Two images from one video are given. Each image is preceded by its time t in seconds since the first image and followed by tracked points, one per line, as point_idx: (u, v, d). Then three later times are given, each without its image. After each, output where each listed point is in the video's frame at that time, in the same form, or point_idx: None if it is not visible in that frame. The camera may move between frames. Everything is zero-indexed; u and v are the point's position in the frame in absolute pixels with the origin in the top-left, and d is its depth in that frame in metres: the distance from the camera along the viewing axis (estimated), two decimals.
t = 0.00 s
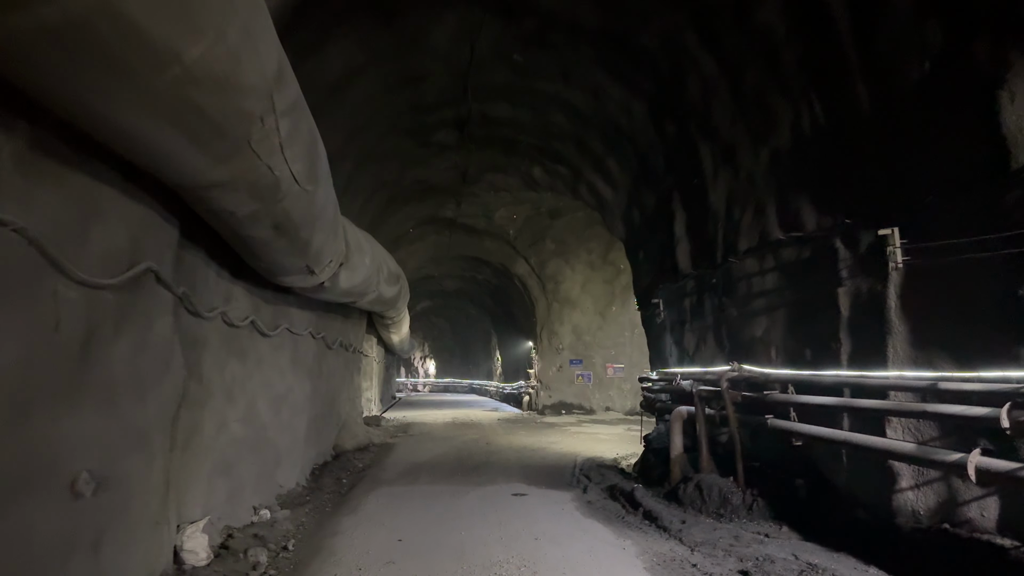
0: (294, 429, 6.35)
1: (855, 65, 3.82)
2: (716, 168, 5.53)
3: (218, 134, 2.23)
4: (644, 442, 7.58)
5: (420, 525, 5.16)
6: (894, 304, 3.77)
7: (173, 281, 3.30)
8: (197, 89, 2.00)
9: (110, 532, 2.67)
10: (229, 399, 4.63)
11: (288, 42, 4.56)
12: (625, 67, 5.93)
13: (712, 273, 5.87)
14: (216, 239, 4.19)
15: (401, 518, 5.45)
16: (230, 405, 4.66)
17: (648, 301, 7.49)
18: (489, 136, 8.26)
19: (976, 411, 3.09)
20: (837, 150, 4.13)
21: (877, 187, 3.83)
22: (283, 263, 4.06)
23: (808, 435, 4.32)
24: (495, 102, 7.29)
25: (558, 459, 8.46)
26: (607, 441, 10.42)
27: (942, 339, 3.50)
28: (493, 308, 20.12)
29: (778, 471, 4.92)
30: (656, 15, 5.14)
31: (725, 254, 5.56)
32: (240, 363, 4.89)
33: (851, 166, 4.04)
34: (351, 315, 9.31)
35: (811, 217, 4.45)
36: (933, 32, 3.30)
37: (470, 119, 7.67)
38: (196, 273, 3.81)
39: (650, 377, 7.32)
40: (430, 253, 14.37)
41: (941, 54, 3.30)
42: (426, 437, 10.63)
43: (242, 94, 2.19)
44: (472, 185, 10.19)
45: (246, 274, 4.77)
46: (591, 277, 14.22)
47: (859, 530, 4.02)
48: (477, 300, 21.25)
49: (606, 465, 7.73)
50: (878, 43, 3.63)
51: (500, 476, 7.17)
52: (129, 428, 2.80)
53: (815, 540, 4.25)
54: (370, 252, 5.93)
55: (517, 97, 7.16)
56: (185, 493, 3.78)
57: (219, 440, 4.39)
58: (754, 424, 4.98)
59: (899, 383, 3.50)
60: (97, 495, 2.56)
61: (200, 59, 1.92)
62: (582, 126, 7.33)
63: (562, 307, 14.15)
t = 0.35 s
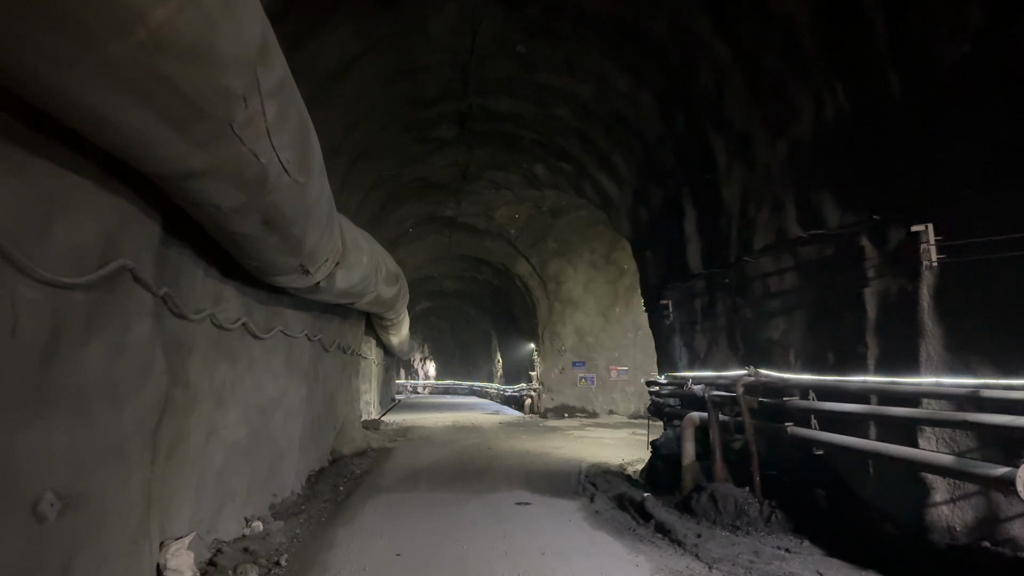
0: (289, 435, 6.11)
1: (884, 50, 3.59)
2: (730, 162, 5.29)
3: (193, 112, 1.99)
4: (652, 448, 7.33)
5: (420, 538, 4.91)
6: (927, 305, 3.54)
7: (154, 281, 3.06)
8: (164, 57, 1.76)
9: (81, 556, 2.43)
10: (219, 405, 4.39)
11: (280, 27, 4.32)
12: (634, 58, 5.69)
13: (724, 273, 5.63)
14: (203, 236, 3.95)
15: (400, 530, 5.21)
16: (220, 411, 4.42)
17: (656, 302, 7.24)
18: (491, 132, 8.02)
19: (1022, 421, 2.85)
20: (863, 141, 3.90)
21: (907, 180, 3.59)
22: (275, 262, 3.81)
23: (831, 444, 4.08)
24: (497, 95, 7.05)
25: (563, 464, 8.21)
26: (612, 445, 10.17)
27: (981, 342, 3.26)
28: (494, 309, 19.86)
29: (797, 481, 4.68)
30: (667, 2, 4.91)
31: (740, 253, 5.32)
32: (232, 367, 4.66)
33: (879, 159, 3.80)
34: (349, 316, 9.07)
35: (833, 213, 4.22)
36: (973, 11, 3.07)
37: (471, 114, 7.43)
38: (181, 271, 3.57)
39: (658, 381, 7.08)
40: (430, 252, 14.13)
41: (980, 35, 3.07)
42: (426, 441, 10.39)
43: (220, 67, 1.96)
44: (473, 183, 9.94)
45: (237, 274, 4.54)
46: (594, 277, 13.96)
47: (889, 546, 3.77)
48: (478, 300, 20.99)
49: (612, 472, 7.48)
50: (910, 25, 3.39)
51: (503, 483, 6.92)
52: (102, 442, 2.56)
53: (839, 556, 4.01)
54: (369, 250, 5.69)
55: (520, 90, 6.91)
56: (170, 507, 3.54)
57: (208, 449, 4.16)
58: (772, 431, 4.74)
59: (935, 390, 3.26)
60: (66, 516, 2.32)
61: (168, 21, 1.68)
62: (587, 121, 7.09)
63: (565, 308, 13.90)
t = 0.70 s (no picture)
0: (287, 435, 5.87)
1: (922, 22, 3.35)
2: (748, 150, 5.05)
3: (169, 58, 1.76)
4: (662, 449, 7.09)
5: (423, 543, 4.67)
6: (969, 296, 3.30)
7: (138, 267, 2.82)
8: None
9: (52, 567, 2.19)
10: (211, 403, 4.16)
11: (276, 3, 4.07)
12: (647, 41, 5.45)
13: (741, 266, 5.39)
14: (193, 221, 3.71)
15: (402, 535, 4.97)
16: (213, 410, 4.18)
17: (665, 298, 7.01)
18: (495, 122, 7.78)
19: None
20: (896, 122, 3.67)
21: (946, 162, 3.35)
22: (269, 250, 3.58)
23: (860, 444, 3.85)
24: (502, 83, 6.81)
25: (568, 465, 7.97)
26: (618, 446, 9.93)
27: None
28: (495, 308, 19.62)
29: (821, 483, 4.44)
30: None
31: (758, 244, 5.08)
32: (225, 363, 4.42)
33: (914, 138, 3.56)
34: (349, 313, 8.83)
35: (862, 200, 3.98)
36: None
37: (475, 104, 7.19)
38: (169, 259, 3.34)
39: (668, 380, 6.84)
40: (431, 249, 13.89)
41: None
42: (427, 441, 10.15)
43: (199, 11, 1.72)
44: (476, 177, 9.70)
45: (230, 264, 4.30)
46: (599, 275, 13.71)
47: (924, 553, 3.54)
48: (479, 299, 20.74)
49: (620, 473, 7.24)
50: None
51: (508, 485, 6.69)
52: (75, 441, 2.32)
53: (870, 564, 3.78)
54: (370, 243, 5.46)
55: (526, 78, 6.68)
56: (158, 511, 3.30)
57: (199, 450, 3.92)
58: (794, 430, 4.50)
59: (981, 385, 3.03)
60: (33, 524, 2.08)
61: None
62: (595, 111, 6.85)
63: (568, 306, 13.66)
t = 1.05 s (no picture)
0: (282, 434, 5.64)
1: None
2: (764, 134, 4.81)
3: None
4: (669, 449, 6.86)
5: (423, 549, 4.43)
6: (1010, 282, 3.06)
7: (111, 249, 2.59)
8: None
9: None
10: (198, 399, 3.92)
11: None
12: (658, 22, 5.21)
13: (755, 257, 5.15)
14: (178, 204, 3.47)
15: (401, 539, 4.73)
16: (200, 406, 3.94)
17: (674, 292, 6.77)
18: (497, 112, 7.54)
19: None
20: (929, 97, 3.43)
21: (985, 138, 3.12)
22: (259, 235, 3.34)
23: (889, 442, 3.61)
24: (505, 70, 6.57)
25: (572, 465, 7.73)
26: (623, 446, 9.70)
27: None
28: (496, 307, 19.37)
29: (844, 484, 4.20)
30: None
31: (774, 234, 4.84)
32: (214, 357, 4.19)
33: (948, 114, 3.33)
34: (347, 309, 8.59)
35: (889, 183, 3.75)
36: None
37: (476, 92, 6.95)
38: (149, 243, 3.10)
39: (677, 377, 6.61)
40: (431, 245, 13.64)
41: None
42: (426, 441, 9.91)
43: None
44: (477, 171, 9.45)
45: (219, 253, 4.06)
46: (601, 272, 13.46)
47: (959, 560, 3.30)
48: (479, 298, 20.49)
49: (627, 474, 7.01)
50: None
51: (511, 486, 6.45)
52: (35, 438, 2.08)
53: (898, 569, 3.55)
54: (368, 232, 5.22)
55: (530, 63, 6.43)
56: (138, 513, 3.07)
57: (184, 448, 3.69)
58: (814, 428, 4.27)
59: None
60: None
61: None
62: (601, 99, 6.61)
63: (571, 304, 13.42)
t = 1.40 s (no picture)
0: (279, 436, 5.40)
1: None
2: (785, 121, 4.58)
3: None
4: (681, 451, 6.60)
5: (427, 559, 4.17)
6: None
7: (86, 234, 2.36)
8: None
9: None
10: (188, 399, 3.68)
11: None
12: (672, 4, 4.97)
13: (775, 250, 4.91)
14: (164, 189, 3.23)
15: (404, 550, 4.44)
16: (189, 407, 3.71)
17: (685, 289, 6.52)
18: (501, 104, 7.30)
19: None
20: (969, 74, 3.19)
21: None
22: (250, 222, 3.09)
23: (926, 445, 3.38)
24: (510, 58, 6.33)
25: (579, 468, 7.49)
26: (630, 447, 9.44)
27: None
28: (498, 306, 19.10)
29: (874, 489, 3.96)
30: None
31: (796, 225, 4.61)
32: (206, 355, 3.95)
33: (991, 92, 3.10)
34: (346, 308, 8.35)
35: (924, 168, 3.52)
36: None
37: (480, 81, 6.71)
38: (131, 230, 2.86)
39: (689, 377, 6.36)
40: (432, 243, 13.40)
41: None
42: (428, 442, 9.67)
43: None
44: (479, 166, 9.20)
45: (208, 244, 3.82)
46: (606, 270, 13.20)
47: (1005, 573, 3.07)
48: (480, 297, 20.23)
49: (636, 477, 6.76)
50: None
51: (516, 490, 6.21)
52: None
53: None
54: (368, 224, 4.97)
55: (536, 51, 6.19)
56: (120, 523, 2.83)
57: (172, 452, 3.45)
58: (842, 430, 4.03)
59: None
60: None
61: None
62: (610, 89, 6.37)
63: (574, 303, 13.17)
